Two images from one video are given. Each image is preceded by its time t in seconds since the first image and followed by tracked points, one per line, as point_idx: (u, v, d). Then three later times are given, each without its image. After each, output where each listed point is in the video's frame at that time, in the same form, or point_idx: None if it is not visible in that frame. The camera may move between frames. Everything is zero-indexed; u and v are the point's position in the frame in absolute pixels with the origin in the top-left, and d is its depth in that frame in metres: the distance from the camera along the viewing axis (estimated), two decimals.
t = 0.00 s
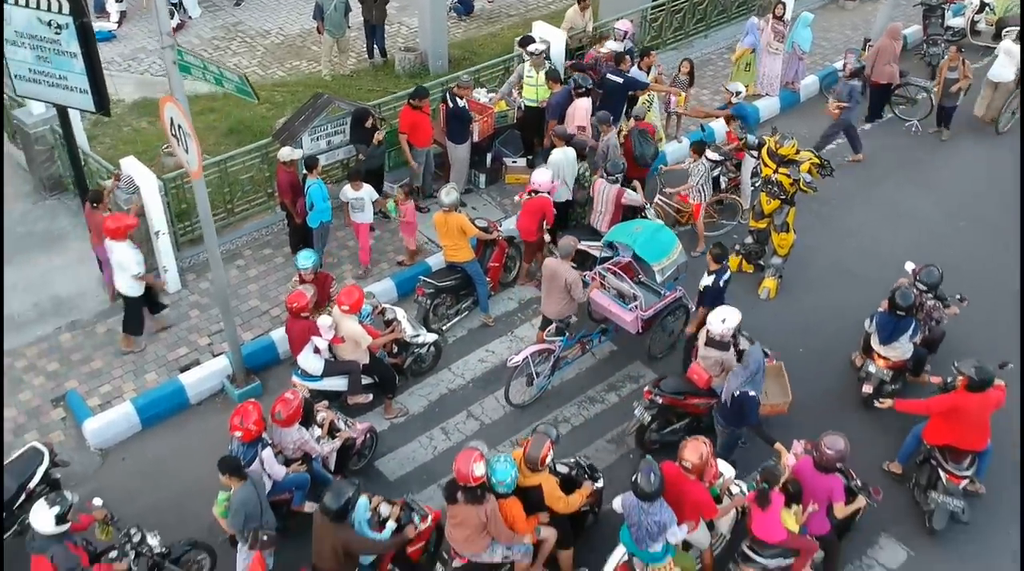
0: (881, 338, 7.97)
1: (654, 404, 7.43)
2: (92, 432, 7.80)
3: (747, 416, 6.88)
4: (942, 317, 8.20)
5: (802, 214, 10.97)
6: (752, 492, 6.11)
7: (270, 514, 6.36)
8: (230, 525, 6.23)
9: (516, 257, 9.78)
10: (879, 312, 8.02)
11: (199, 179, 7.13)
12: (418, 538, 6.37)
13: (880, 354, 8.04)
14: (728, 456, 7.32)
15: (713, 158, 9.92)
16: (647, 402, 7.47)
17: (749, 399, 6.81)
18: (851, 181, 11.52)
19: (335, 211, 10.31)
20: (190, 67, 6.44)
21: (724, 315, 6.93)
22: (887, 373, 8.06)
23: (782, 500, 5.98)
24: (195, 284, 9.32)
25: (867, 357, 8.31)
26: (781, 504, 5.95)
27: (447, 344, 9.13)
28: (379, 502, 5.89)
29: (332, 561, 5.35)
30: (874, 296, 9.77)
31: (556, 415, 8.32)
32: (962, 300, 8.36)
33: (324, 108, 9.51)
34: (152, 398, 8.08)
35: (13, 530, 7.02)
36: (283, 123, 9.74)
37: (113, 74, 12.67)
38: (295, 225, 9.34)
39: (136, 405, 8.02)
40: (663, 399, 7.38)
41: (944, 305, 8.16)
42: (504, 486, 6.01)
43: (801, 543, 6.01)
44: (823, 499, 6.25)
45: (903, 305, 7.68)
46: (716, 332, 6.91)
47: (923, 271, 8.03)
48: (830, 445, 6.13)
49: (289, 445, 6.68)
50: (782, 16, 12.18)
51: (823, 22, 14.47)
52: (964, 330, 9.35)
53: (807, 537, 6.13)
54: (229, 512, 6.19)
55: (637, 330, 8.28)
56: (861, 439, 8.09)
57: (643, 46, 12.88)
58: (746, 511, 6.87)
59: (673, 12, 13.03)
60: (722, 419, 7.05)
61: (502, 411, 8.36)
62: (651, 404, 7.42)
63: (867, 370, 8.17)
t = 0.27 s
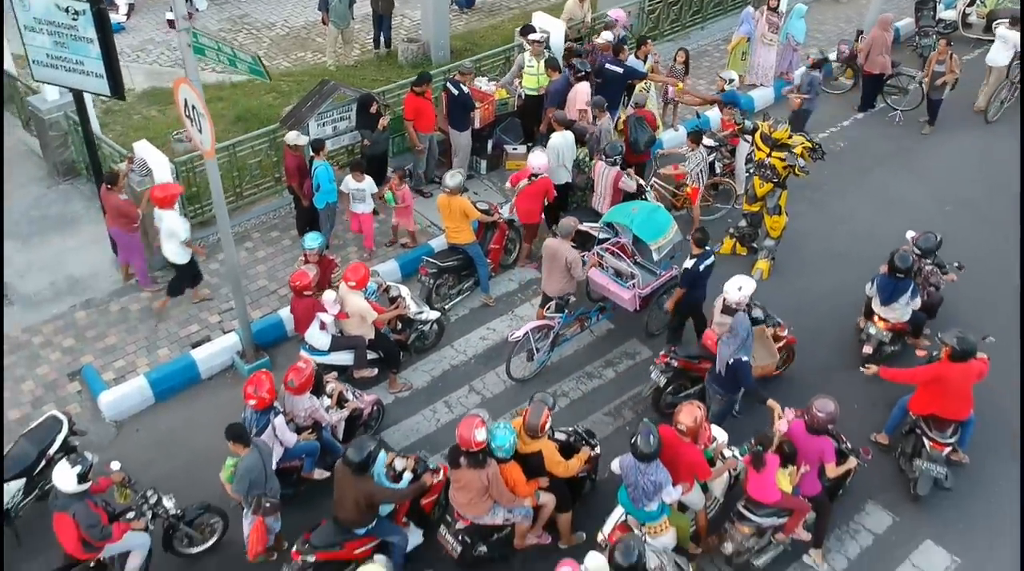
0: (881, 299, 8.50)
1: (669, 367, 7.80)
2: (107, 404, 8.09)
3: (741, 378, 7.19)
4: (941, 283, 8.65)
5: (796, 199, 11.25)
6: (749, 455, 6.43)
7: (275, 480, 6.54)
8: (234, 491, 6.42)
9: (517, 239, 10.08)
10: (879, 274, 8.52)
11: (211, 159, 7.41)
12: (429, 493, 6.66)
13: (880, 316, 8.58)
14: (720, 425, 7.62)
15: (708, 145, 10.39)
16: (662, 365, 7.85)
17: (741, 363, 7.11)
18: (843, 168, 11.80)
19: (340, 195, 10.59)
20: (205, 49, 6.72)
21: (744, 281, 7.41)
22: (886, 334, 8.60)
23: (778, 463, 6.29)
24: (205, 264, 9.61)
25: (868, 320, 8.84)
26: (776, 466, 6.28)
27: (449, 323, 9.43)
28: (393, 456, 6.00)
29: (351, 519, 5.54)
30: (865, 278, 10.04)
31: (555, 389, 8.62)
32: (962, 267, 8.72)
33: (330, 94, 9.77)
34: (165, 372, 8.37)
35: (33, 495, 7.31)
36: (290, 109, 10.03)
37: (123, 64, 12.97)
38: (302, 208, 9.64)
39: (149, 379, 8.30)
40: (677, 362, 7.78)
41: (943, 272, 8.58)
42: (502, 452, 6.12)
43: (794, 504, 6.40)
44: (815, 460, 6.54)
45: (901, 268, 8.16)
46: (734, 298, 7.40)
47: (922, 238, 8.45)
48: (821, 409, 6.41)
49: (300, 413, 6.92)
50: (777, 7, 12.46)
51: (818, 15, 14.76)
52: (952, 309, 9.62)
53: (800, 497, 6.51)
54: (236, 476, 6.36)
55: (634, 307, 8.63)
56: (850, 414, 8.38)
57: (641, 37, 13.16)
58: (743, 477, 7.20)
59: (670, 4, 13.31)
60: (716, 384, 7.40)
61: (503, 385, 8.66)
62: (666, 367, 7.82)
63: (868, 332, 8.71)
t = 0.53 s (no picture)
0: (885, 261, 8.92)
1: (684, 333, 8.13)
2: (120, 377, 8.34)
3: (739, 339, 7.67)
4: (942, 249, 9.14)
5: (790, 183, 11.50)
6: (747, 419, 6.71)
7: (280, 447, 6.70)
8: (238, 455, 6.59)
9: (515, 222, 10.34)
10: (885, 236, 8.91)
11: (221, 139, 7.69)
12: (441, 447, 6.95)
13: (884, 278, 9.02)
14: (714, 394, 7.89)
15: (703, 130, 10.63)
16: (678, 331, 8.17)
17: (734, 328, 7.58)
18: (837, 154, 12.05)
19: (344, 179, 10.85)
20: (216, 30, 7.00)
21: (756, 252, 7.44)
22: (889, 296, 9.03)
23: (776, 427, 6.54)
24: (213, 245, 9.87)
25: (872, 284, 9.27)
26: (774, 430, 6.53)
27: (451, 301, 9.68)
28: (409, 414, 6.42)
29: (368, 472, 5.98)
30: (856, 258, 10.29)
31: (554, 363, 8.88)
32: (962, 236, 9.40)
33: (335, 80, 10.03)
34: (175, 346, 8.62)
35: (49, 461, 7.57)
36: (295, 94, 10.28)
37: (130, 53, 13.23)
38: (308, 189, 9.93)
39: (160, 353, 8.55)
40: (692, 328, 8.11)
41: (945, 239, 9.23)
42: (502, 416, 6.33)
43: (791, 466, 6.67)
44: (811, 424, 6.81)
45: (906, 230, 8.60)
46: (744, 269, 7.49)
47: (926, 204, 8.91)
48: (815, 373, 6.73)
49: (310, 379, 7.17)
50: None
51: (813, 6, 15.01)
52: (942, 288, 9.87)
53: (796, 459, 6.76)
54: (241, 441, 6.53)
55: (631, 285, 8.92)
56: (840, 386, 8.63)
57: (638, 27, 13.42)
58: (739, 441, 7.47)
59: None
60: (708, 346, 7.85)
61: (503, 360, 8.92)
62: (682, 333, 8.13)
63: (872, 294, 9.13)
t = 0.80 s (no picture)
0: (897, 211, 9.21)
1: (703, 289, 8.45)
2: (127, 338, 8.47)
3: (738, 291, 8.07)
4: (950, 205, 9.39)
5: (787, 157, 11.64)
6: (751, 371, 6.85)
7: (284, 398, 6.85)
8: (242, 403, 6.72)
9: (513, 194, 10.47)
10: (898, 187, 9.20)
11: (226, 100, 7.86)
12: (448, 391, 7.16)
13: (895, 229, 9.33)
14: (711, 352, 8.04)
15: (701, 103, 10.75)
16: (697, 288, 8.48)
17: (732, 281, 7.96)
18: (834, 129, 12.19)
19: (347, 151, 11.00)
20: None
21: (771, 206, 7.83)
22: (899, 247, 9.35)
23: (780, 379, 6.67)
24: (218, 213, 10.01)
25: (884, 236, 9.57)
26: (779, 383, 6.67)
27: (452, 268, 9.82)
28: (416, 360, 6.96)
29: (383, 414, 6.27)
30: (853, 228, 10.42)
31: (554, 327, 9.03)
32: (972, 193, 9.78)
33: (338, 51, 10.18)
34: (180, 309, 8.76)
35: (58, 417, 7.72)
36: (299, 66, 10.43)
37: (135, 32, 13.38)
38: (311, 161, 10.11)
39: (166, 315, 8.69)
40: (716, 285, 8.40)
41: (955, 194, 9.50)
42: (504, 366, 6.49)
43: (793, 416, 6.77)
44: (814, 375, 6.95)
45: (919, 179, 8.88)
46: (759, 222, 7.90)
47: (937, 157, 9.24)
48: (815, 326, 6.87)
49: (320, 332, 7.35)
50: None
51: None
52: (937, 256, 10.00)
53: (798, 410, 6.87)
54: (246, 388, 6.67)
55: (630, 251, 9.09)
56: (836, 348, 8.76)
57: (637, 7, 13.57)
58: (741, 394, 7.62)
59: None
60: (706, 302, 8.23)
61: (504, 324, 9.06)
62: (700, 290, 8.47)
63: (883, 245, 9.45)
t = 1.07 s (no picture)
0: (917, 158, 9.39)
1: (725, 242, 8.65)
2: (131, 296, 8.52)
3: (743, 240, 8.13)
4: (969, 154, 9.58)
5: (787, 126, 11.69)
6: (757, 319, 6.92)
7: (286, 346, 6.89)
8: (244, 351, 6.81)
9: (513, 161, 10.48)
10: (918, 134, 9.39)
11: (231, 55, 7.84)
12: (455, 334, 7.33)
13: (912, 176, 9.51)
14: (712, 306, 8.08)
15: (701, 70, 10.85)
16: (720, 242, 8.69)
17: (737, 229, 8.01)
18: (833, 99, 12.25)
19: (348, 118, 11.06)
20: None
21: (790, 153, 8.17)
22: (917, 194, 9.53)
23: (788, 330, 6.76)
24: (220, 178, 10.08)
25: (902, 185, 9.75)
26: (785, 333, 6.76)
27: (453, 232, 9.86)
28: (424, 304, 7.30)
29: (392, 354, 6.48)
30: (852, 193, 10.48)
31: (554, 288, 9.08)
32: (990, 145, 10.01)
33: (340, 17, 10.27)
34: (184, 268, 8.81)
35: (63, 369, 7.75)
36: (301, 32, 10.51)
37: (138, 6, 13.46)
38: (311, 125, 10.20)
39: (169, 275, 8.74)
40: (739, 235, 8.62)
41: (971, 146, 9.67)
42: (508, 312, 6.55)
43: (796, 362, 6.90)
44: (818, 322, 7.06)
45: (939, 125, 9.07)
46: (778, 169, 8.20)
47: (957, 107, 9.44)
48: (816, 273, 6.97)
49: (328, 281, 7.46)
50: None
51: None
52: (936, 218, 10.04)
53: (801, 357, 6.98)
54: (248, 337, 6.77)
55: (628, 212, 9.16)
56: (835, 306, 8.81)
57: None
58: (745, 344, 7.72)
59: None
60: (710, 255, 8.25)
61: (505, 284, 9.11)
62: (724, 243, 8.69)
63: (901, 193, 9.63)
